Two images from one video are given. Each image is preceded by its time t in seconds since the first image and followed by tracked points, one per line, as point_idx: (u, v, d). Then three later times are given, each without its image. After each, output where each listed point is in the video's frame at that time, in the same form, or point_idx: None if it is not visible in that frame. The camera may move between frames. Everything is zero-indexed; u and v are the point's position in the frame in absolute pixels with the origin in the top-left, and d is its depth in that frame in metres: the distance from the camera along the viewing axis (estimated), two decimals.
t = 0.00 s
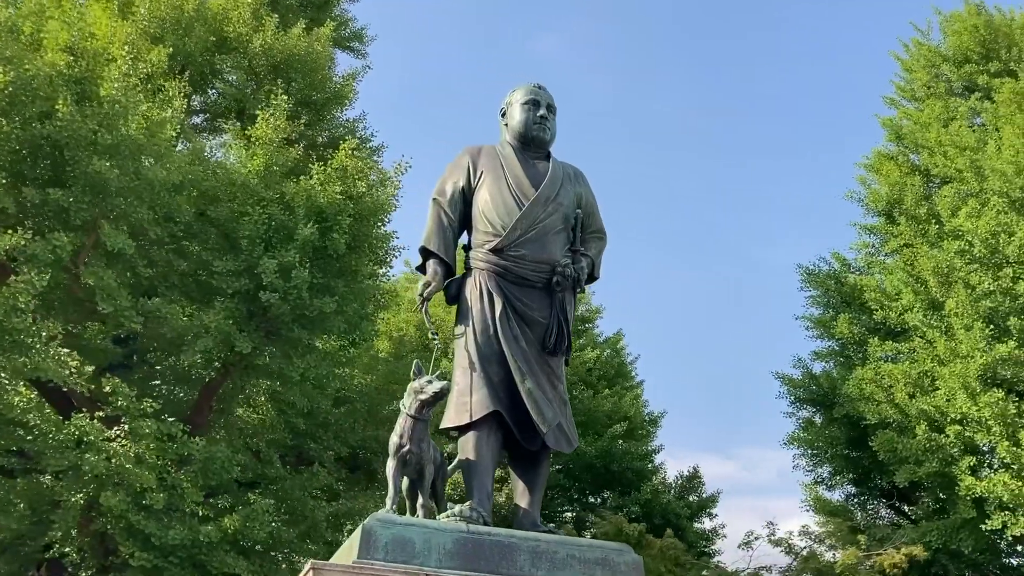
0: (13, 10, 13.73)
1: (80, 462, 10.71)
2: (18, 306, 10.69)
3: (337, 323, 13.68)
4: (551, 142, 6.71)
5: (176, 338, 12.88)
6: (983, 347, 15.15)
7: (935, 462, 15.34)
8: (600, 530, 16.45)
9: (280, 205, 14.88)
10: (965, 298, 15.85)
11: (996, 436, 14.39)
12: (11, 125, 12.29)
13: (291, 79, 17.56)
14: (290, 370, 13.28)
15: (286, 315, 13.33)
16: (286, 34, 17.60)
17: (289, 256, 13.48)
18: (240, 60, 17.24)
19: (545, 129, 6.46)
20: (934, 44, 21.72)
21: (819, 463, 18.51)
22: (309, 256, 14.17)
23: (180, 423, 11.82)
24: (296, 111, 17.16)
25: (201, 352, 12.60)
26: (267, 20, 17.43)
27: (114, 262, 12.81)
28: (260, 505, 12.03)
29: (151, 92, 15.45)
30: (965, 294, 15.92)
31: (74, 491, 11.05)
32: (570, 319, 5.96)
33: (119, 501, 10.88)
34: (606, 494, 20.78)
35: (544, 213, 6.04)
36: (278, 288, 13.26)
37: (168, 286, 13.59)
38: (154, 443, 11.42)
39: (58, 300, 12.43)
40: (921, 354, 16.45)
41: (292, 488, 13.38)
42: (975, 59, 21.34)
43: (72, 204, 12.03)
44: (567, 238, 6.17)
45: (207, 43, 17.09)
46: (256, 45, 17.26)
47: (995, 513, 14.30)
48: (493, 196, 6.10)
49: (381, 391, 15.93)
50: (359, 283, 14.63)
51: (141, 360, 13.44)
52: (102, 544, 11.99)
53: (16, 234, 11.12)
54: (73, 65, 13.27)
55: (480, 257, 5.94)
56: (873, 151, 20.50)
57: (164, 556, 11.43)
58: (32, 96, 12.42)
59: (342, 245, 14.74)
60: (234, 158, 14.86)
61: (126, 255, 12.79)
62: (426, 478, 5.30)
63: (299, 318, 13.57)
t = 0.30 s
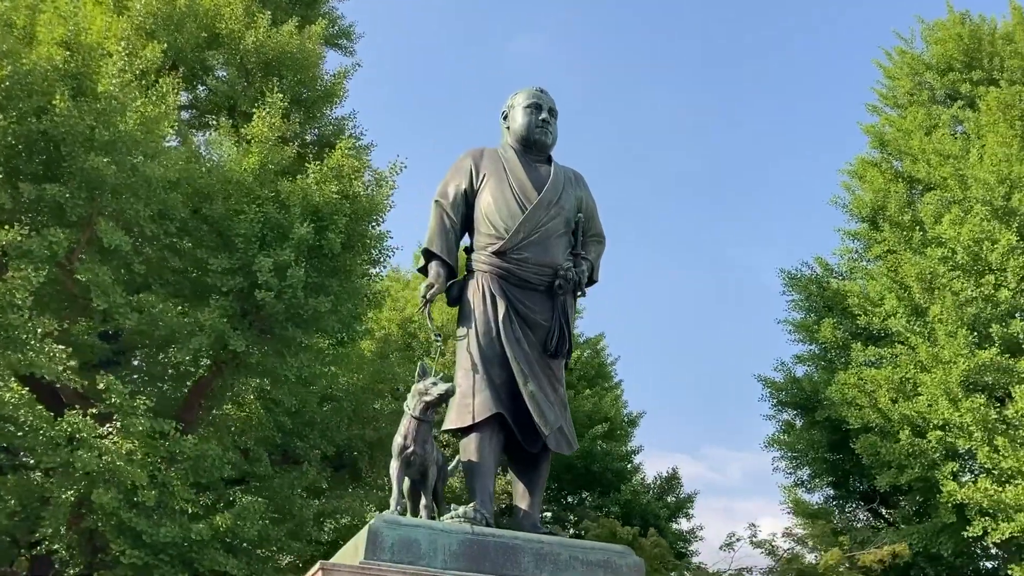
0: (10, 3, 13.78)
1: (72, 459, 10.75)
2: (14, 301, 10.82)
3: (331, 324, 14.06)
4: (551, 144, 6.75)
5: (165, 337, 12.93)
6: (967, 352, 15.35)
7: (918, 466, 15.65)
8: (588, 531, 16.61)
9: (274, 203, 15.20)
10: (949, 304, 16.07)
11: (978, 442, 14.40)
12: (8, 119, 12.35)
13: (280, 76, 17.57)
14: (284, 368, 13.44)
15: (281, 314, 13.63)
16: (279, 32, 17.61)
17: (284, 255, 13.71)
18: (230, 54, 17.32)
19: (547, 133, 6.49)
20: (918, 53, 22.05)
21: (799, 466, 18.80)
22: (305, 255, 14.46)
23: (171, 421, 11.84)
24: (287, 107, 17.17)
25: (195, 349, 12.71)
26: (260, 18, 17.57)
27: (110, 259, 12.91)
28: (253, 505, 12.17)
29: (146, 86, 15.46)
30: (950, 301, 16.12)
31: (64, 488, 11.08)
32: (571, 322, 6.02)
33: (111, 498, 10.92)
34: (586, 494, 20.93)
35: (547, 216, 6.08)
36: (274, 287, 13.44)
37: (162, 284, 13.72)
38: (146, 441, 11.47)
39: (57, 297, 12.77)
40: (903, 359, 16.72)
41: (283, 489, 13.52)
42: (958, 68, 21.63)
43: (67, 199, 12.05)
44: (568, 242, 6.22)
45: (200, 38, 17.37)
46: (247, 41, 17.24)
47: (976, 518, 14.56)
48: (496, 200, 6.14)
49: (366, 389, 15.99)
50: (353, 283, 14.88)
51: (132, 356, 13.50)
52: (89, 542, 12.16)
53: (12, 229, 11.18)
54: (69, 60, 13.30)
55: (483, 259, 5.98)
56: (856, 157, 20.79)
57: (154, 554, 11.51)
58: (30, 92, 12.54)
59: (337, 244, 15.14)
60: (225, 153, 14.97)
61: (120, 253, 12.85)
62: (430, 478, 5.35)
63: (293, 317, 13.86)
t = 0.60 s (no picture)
0: None
1: (65, 455, 10.72)
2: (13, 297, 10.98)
3: (324, 322, 14.34)
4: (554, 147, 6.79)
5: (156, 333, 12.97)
6: (951, 357, 15.60)
7: (901, 469, 15.82)
8: (573, 530, 16.75)
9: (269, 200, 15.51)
10: (935, 310, 16.29)
11: (962, 446, 14.74)
12: (6, 113, 12.32)
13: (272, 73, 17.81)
14: (277, 366, 13.61)
15: (275, 312, 13.82)
16: (268, 28, 17.90)
17: (280, 253, 13.93)
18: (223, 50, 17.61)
19: (550, 136, 6.52)
20: (902, 60, 22.40)
21: (779, 467, 19.11)
22: (300, 253, 14.76)
23: (164, 419, 11.79)
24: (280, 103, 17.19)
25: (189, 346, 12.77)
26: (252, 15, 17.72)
27: (104, 256, 12.99)
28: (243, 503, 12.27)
29: (141, 80, 15.44)
30: (936, 306, 16.35)
31: (56, 484, 11.05)
32: (573, 325, 6.06)
33: (104, 496, 10.81)
34: (568, 494, 21.07)
35: (550, 220, 6.13)
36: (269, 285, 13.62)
37: (156, 281, 13.88)
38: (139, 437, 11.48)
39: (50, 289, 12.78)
40: (886, 364, 17.00)
41: (273, 488, 13.70)
42: (942, 75, 21.92)
43: (63, 194, 12.07)
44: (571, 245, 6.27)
45: (190, 33, 17.57)
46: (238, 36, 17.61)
47: (959, 522, 14.79)
48: (499, 202, 6.18)
49: (352, 387, 16.02)
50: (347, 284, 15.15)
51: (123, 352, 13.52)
52: (78, 539, 12.08)
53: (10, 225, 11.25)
54: (65, 55, 13.11)
55: (487, 261, 6.01)
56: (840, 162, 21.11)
57: (145, 551, 11.52)
58: (26, 87, 12.47)
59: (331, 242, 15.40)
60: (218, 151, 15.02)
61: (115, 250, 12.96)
62: (434, 479, 5.37)
63: (287, 315, 14.06)
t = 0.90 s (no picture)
0: None
1: (59, 452, 10.67)
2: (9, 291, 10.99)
3: (319, 322, 14.46)
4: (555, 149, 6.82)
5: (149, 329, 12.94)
6: (936, 362, 15.82)
7: (884, 472, 16.01)
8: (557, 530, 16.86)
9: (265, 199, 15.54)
10: (920, 315, 16.53)
11: (944, 448, 14.94)
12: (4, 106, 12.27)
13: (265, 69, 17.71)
14: (271, 364, 13.65)
15: (270, 310, 13.83)
16: (262, 25, 17.84)
17: (276, 251, 13.85)
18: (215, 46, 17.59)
19: (552, 139, 6.56)
20: (886, 66, 22.69)
21: (760, 469, 19.35)
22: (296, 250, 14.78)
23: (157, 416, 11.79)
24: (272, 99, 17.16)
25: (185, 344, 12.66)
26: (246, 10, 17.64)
27: (98, 251, 12.86)
28: (234, 502, 12.46)
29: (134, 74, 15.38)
30: (919, 311, 16.61)
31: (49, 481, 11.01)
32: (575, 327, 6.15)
33: (95, 493, 10.79)
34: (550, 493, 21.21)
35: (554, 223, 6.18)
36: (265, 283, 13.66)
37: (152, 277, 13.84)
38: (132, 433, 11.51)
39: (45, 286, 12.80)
40: (869, 368, 17.24)
41: (264, 486, 13.71)
42: (925, 82, 22.21)
43: (61, 188, 12.08)
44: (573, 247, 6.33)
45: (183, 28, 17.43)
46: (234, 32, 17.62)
47: (939, 523, 15.05)
48: (503, 205, 6.22)
49: (338, 385, 16.03)
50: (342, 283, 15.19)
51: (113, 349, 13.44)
52: (68, 536, 12.10)
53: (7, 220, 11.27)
54: (62, 49, 13.01)
55: (492, 263, 6.07)
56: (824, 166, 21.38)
57: (136, 549, 11.51)
58: (23, 80, 12.40)
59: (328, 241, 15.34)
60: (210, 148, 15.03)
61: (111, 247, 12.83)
62: (439, 480, 5.41)
63: (282, 314, 14.06)
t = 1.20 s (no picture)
0: None
1: (52, 448, 10.61)
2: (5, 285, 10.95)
3: (313, 320, 14.56)
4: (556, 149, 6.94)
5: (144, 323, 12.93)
6: (920, 367, 16.05)
7: (867, 474, 16.20)
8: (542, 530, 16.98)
9: (261, 196, 15.57)
10: (903, 320, 16.79)
11: (927, 451, 15.15)
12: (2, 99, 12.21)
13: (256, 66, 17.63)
14: (266, 362, 13.66)
15: (267, 307, 13.93)
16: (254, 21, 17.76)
17: (273, 249, 13.90)
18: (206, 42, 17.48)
19: (554, 142, 6.67)
20: (870, 73, 22.98)
21: (741, 470, 19.57)
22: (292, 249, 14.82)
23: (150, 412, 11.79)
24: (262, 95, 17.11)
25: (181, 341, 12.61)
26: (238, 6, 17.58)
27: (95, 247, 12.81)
28: (227, 499, 12.57)
29: (128, 69, 15.30)
30: (902, 316, 16.88)
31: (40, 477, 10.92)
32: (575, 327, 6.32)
33: (88, 489, 10.73)
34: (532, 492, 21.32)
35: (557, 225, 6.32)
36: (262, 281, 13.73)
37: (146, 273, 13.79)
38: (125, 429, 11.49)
39: (36, 280, 12.74)
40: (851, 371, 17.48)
41: (253, 483, 13.70)
42: (909, 89, 22.45)
43: (58, 182, 12.02)
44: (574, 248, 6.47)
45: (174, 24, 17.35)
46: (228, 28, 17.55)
47: (922, 525, 15.29)
48: (507, 205, 6.32)
49: (324, 383, 16.06)
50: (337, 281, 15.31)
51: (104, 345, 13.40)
52: (57, 532, 12.04)
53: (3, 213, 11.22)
54: (59, 42, 12.99)
55: (495, 264, 6.21)
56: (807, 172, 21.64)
57: (128, 546, 11.48)
58: (20, 73, 12.33)
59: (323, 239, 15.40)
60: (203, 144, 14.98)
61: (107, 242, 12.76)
62: (444, 479, 5.55)
63: (279, 311, 14.17)
